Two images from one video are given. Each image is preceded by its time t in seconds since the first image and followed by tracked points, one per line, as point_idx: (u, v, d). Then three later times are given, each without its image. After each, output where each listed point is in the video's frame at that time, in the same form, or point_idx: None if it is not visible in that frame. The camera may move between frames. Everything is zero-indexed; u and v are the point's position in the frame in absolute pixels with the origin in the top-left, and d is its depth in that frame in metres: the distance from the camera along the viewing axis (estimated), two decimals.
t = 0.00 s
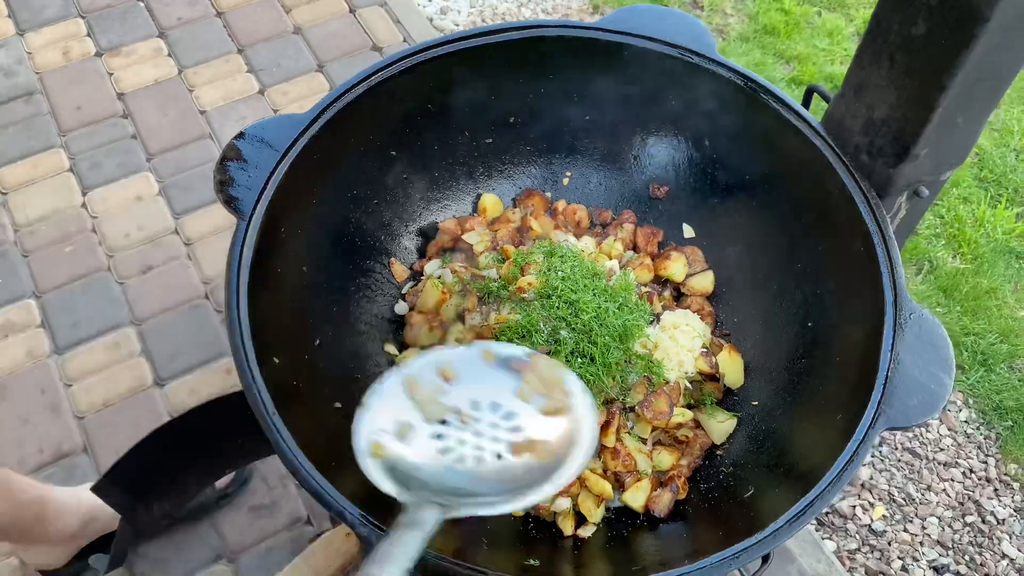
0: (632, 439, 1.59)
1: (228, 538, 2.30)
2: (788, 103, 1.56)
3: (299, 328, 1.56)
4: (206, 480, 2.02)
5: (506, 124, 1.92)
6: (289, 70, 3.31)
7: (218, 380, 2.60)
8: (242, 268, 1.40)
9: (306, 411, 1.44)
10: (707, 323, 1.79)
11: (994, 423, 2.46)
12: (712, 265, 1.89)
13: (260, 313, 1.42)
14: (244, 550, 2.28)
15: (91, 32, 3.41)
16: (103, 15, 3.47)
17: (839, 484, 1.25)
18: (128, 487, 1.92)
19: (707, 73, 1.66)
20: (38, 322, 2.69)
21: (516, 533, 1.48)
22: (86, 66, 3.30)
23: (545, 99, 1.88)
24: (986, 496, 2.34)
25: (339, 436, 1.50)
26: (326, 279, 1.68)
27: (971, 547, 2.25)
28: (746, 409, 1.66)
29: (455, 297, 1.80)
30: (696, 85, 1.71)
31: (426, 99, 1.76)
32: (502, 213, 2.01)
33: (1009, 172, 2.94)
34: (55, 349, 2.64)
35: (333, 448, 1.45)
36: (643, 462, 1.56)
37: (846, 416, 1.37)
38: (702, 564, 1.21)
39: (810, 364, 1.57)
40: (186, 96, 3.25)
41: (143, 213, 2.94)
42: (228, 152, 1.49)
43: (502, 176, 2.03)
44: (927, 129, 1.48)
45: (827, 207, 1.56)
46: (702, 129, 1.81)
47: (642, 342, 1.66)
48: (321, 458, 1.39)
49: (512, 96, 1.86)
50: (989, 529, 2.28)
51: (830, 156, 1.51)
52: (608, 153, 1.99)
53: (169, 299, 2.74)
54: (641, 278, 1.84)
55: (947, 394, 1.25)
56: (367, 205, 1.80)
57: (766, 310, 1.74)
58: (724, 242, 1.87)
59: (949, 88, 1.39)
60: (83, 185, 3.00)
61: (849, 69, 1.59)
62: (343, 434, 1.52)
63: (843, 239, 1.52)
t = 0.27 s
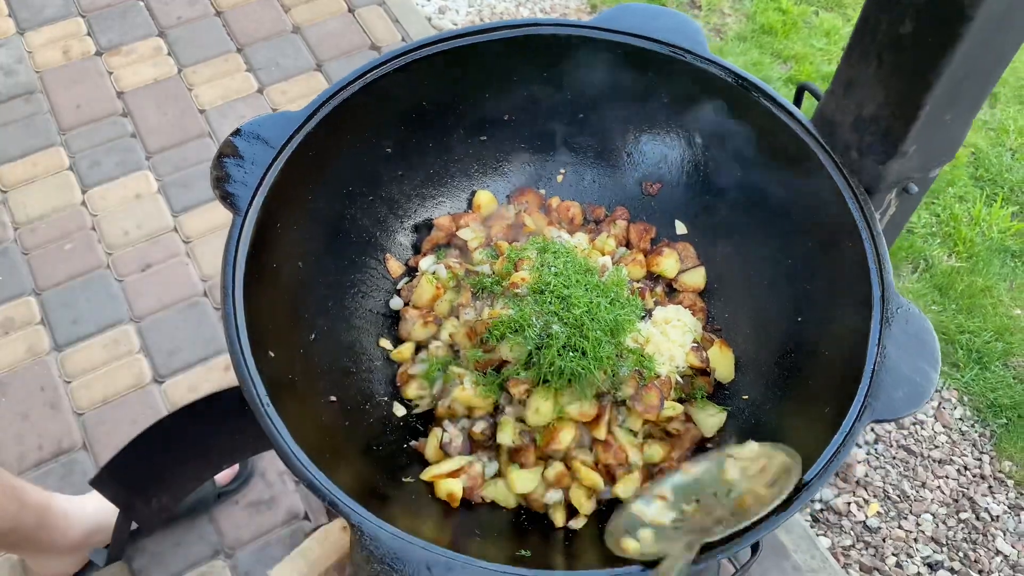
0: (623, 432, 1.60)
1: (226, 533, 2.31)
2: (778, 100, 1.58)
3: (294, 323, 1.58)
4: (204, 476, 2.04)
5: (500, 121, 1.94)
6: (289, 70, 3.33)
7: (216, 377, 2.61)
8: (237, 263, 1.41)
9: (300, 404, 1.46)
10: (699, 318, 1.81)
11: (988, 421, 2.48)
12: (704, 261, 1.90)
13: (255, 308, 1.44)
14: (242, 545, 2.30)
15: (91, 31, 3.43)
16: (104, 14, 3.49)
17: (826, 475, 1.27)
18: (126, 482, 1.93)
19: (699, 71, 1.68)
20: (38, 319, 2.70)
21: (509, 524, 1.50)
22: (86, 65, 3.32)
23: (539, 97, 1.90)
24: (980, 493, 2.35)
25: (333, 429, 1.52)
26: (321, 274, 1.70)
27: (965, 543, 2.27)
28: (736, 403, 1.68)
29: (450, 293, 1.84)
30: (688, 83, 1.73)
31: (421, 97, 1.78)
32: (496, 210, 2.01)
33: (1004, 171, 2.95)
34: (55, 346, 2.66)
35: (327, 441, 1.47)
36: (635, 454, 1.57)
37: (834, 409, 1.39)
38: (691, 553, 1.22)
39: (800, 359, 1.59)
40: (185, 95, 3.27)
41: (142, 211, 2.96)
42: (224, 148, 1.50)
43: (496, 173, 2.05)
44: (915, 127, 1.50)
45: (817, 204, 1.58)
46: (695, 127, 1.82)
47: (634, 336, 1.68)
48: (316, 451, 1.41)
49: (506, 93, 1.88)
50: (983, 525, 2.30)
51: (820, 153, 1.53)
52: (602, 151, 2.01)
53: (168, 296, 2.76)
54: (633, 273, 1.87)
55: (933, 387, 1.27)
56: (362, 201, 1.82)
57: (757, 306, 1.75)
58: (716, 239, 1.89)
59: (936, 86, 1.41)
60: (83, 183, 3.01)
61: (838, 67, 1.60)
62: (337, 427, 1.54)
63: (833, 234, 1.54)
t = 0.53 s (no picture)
0: (615, 416, 1.64)
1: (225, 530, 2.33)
2: (773, 98, 1.59)
3: (291, 318, 1.59)
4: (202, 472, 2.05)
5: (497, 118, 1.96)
6: (288, 69, 3.34)
7: (215, 374, 2.63)
8: (235, 258, 1.43)
9: (297, 398, 1.47)
10: (694, 314, 1.83)
11: (985, 418, 2.48)
12: (700, 258, 1.92)
13: (252, 302, 1.45)
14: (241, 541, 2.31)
15: (91, 30, 3.44)
16: (104, 13, 3.50)
17: (818, 468, 1.28)
18: (125, 478, 1.95)
19: (694, 69, 1.69)
20: (38, 317, 2.72)
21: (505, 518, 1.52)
22: (86, 64, 3.33)
23: (536, 95, 1.91)
24: (977, 491, 2.36)
25: (331, 423, 1.54)
26: (318, 270, 1.71)
27: (962, 540, 2.28)
28: (731, 399, 1.69)
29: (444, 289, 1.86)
30: (683, 81, 1.74)
31: (418, 94, 1.80)
32: (493, 207, 2.04)
33: (1001, 170, 2.96)
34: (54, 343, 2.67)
35: (325, 435, 1.48)
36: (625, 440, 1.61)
37: (826, 404, 1.40)
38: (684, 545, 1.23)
39: (793, 355, 1.60)
40: (185, 94, 3.28)
41: (141, 209, 2.97)
42: (222, 145, 1.52)
43: (493, 171, 2.06)
44: (907, 123, 1.51)
45: (811, 201, 1.59)
46: (690, 125, 1.84)
47: (628, 328, 1.68)
48: (313, 445, 1.42)
49: (503, 91, 1.89)
50: (979, 523, 2.30)
51: (813, 150, 1.54)
52: (599, 148, 2.02)
53: (168, 294, 2.77)
54: (629, 269, 1.88)
55: (923, 381, 1.29)
56: (360, 198, 1.83)
57: (752, 302, 1.77)
58: (711, 236, 1.90)
59: (928, 84, 1.42)
60: (83, 181, 3.03)
61: (832, 65, 1.61)
62: (335, 421, 1.56)
63: (826, 231, 1.55)
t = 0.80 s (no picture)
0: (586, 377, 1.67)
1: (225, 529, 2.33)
2: (771, 101, 1.61)
3: (292, 318, 1.60)
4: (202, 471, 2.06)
5: (496, 120, 1.97)
6: (289, 69, 3.36)
7: (216, 374, 2.64)
8: (236, 259, 1.44)
9: (297, 397, 1.49)
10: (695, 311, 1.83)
11: (983, 418, 2.50)
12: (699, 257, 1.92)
13: (253, 303, 1.46)
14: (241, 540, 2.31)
15: (92, 30, 3.45)
16: (105, 14, 3.51)
17: (814, 468, 1.29)
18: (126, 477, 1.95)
19: (692, 71, 1.70)
20: (39, 317, 2.73)
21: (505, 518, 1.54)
22: (87, 65, 3.34)
23: (535, 96, 1.93)
24: (974, 491, 2.37)
25: (331, 423, 1.55)
26: (318, 270, 1.73)
27: (960, 540, 2.29)
28: (728, 398, 1.71)
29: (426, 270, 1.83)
30: (681, 82, 1.75)
31: (418, 96, 1.81)
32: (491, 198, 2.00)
33: (1000, 171, 2.97)
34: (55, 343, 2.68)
35: (325, 434, 1.50)
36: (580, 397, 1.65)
37: (823, 404, 1.41)
38: (682, 544, 1.24)
39: (790, 355, 1.61)
40: (186, 94, 3.29)
41: (142, 209, 2.98)
42: (224, 146, 1.53)
43: (492, 171, 2.07)
44: (904, 125, 1.52)
45: (808, 202, 1.60)
46: (688, 126, 1.85)
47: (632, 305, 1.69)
48: (314, 444, 1.43)
49: (503, 92, 1.90)
50: (977, 522, 2.32)
51: (810, 152, 1.56)
52: (597, 149, 2.03)
53: (169, 294, 2.78)
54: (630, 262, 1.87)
55: (918, 380, 1.29)
56: (360, 198, 1.85)
57: (750, 302, 1.78)
58: (710, 237, 1.91)
59: (924, 86, 1.43)
60: (84, 181, 3.04)
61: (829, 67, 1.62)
62: (335, 421, 1.57)
63: (822, 232, 1.56)
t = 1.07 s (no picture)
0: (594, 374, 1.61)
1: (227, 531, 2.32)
2: (778, 105, 1.59)
3: (297, 322, 1.60)
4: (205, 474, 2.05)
5: (501, 123, 1.97)
6: (291, 71, 3.35)
7: (218, 376, 2.63)
8: (241, 265, 1.43)
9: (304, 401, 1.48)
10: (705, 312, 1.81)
11: (987, 421, 2.49)
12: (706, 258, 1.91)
13: (258, 307, 1.45)
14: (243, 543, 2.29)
15: (94, 32, 3.45)
16: (107, 15, 3.51)
17: (822, 474, 1.29)
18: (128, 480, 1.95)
19: (697, 75, 1.70)
20: (41, 319, 2.73)
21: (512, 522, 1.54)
22: (89, 66, 3.34)
23: (540, 99, 1.92)
24: (978, 493, 2.37)
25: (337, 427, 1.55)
26: (323, 274, 1.72)
27: (963, 543, 2.29)
28: (734, 403, 1.70)
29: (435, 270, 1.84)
30: (686, 85, 1.75)
31: (422, 99, 1.81)
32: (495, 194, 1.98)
33: (1003, 173, 2.97)
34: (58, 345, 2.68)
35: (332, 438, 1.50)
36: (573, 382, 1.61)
37: (830, 409, 1.40)
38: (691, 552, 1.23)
39: (796, 360, 1.61)
40: (188, 95, 3.29)
41: (144, 211, 2.98)
42: (230, 150, 1.53)
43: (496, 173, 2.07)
44: (911, 130, 1.52)
45: (815, 206, 1.60)
46: (693, 129, 1.84)
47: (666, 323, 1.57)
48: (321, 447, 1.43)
49: (507, 95, 1.90)
50: (981, 525, 2.31)
51: (818, 157, 1.55)
52: (602, 151, 2.03)
53: (171, 296, 2.78)
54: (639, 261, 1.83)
55: (927, 386, 1.30)
56: (365, 202, 1.84)
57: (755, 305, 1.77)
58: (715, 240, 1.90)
59: (932, 91, 1.43)
60: (87, 183, 3.04)
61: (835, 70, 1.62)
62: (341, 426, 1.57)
63: (829, 236, 1.56)
